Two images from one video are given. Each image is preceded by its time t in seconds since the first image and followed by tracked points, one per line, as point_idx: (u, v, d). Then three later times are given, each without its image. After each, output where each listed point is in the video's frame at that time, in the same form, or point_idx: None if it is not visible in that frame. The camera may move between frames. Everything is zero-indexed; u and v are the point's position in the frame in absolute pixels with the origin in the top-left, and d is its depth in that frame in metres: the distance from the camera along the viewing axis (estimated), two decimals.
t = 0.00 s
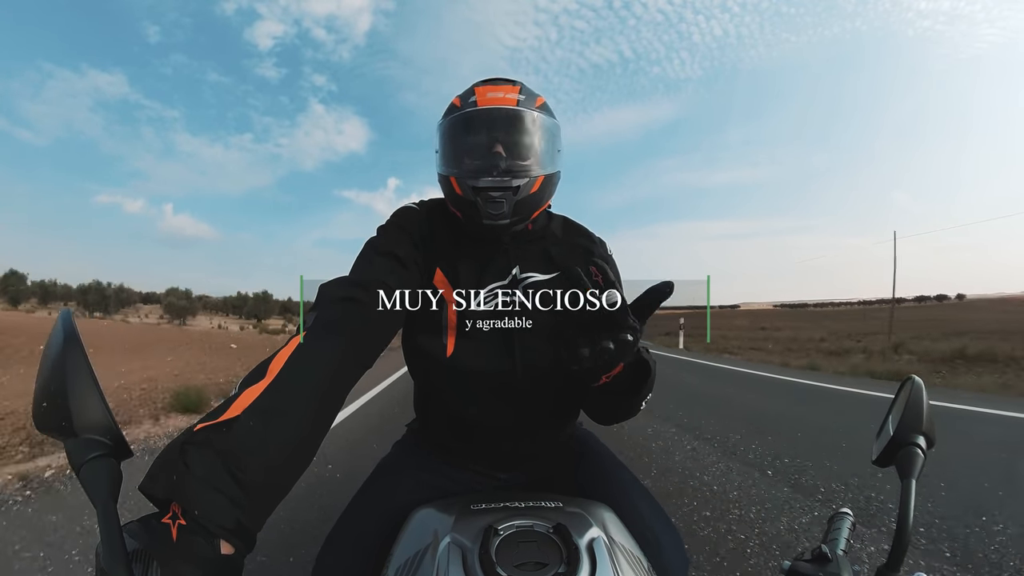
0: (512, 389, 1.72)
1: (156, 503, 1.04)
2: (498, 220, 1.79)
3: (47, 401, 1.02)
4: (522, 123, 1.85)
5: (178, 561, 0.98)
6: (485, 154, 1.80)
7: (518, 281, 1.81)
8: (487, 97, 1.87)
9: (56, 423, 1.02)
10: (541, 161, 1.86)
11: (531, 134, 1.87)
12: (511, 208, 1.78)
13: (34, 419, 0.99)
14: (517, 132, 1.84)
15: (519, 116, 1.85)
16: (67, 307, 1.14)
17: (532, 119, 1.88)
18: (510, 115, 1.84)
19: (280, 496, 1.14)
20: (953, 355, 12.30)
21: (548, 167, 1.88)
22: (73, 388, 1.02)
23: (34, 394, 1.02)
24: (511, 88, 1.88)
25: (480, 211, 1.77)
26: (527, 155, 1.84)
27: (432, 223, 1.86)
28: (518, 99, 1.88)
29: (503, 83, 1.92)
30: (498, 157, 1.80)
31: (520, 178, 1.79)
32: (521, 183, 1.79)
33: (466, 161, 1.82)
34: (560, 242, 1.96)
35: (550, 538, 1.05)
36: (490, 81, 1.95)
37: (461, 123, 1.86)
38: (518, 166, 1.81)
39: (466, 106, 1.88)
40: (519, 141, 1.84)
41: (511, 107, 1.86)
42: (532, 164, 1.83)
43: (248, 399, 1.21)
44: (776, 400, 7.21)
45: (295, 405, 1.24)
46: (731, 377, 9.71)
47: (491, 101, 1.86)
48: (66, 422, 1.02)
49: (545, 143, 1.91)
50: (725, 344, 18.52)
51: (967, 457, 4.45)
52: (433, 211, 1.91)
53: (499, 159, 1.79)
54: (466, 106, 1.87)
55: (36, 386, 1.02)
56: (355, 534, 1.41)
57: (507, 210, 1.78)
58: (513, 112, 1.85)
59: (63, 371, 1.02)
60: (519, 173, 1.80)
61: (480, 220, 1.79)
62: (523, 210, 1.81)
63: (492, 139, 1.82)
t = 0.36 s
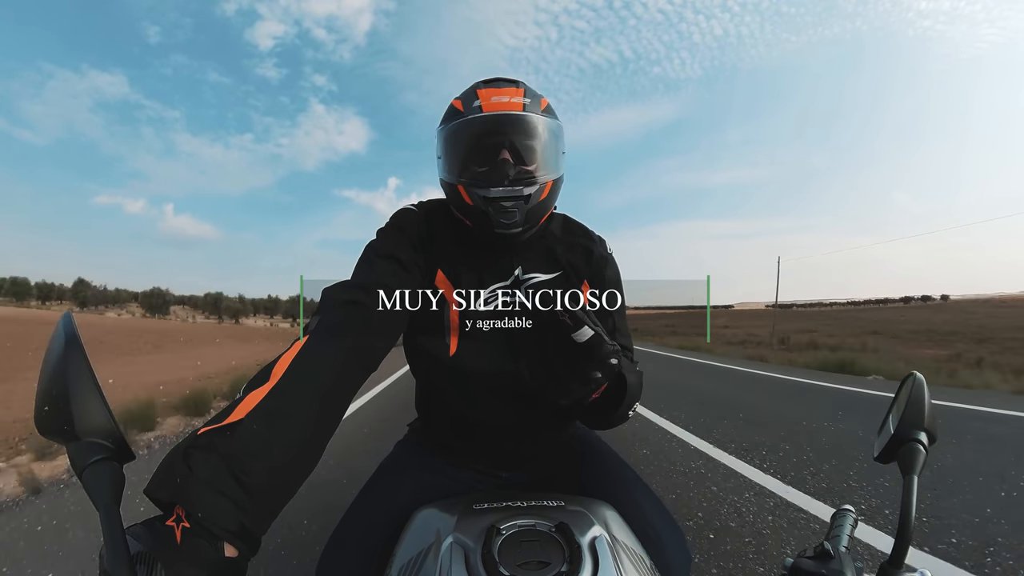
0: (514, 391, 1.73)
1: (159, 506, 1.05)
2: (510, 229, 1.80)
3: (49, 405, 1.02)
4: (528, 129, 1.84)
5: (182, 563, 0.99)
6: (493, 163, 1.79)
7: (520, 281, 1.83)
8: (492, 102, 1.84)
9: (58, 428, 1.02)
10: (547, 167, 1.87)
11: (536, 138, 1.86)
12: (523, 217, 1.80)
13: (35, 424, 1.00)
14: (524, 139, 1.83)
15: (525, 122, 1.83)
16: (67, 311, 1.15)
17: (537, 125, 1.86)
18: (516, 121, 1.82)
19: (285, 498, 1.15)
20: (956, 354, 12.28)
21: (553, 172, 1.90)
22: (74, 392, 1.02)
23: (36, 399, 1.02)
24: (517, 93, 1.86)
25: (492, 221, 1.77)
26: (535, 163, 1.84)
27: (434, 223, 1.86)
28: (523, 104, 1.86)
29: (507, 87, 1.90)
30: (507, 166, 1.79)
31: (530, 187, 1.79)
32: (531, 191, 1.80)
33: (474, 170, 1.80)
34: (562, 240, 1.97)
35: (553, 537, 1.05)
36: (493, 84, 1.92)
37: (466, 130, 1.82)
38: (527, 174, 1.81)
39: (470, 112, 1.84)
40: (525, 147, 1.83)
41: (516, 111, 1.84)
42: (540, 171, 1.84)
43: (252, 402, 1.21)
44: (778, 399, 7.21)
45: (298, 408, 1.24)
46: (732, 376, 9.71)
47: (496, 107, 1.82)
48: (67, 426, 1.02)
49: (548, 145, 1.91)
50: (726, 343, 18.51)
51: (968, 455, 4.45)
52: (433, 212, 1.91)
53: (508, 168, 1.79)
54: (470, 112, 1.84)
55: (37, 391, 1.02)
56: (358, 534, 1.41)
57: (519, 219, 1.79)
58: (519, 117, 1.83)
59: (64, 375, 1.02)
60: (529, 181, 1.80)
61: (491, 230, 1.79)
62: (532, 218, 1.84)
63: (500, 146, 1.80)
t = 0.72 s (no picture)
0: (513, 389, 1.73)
1: (159, 507, 1.05)
2: (530, 205, 1.79)
3: (50, 406, 1.02)
4: (540, 117, 1.89)
5: (183, 564, 0.99)
6: (510, 144, 1.81)
7: (519, 278, 1.84)
8: (508, 91, 1.89)
9: (59, 429, 1.03)
10: (558, 153, 1.91)
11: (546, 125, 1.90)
12: (542, 192, 1.80)
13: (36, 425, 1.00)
14: (536, 125, 1.87)
15: (538, 110, 1.88)
16: (67, 313, 1.14)
17: (548, 115, 1.92)
18: (530, 109, 1.87)
19: (285, 496, 1.15)
20: (957, 354, 12.26)
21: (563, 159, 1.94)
22: (75, 393, 1.02)
23: (37, 400, 1.02)
24: (529, 85, 1.92)
25: (513, 196, 1.76)
26: (548, 146, 1.87)
27: (433, 222, 1.86)
28: (535, 96, 1.92)
29: (518, 81, 1.96)
30: (524, 146, 1.81)
31: (548, 164, 1.81)
32: (549, 169, 1.81)
33: (491, 151, 1.80)
34: (560, 236, 1.98)
35: (554, 538, 1.05)
36: (502, 79, 1.97)
37: (481, 116, 1.84)
38: (543, 154, 1.83)
39: (485, 99, 1.87)
40: (539, 131, 1.87)
41: (529, 101, 1.90)
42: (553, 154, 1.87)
43: (249, 401, 1.21)
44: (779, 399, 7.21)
45: (296, 406, 1.24)
46: (732, 376, 9.72)
47: (512, 96, 1.87)
48: (69, 427, 1.02)
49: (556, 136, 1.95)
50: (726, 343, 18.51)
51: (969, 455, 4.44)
52: (433, 211, 1.91)
53: (525, 148, 1.81)
54: (486, 99, 1.87)
55: (38, 392, 1.02)
56: (359, 535, 1.41)
57: (539, 194, 1.79)
58: (531, 106, 1.88)
59: (65, 375, 1.02)
60: (545, 160, 1.82)
61: (511, 206, 1.78)
62: (549, 196, 1.84)
63: (515, 130, 1.83)
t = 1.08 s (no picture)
0: (515, 389, 1.73)
1: (161, 505, 1.04)
2: (510, 213, 1.80)
3: (51, 404, 1.02)
4: (530, 118, 1.86)
5: (183, 561, 0.98)
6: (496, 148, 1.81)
7: (519, 279, 1.82)
8: (498, 93, 1.87)
9: (60, 427, 1.02)
10: (550, 156, 1.89)
11: (538, 127, 1.87)
12: (523, 201, 1.80)
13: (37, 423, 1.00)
14: (525, 127, 1.85)
15: (529, 112, 1.86)
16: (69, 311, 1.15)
17: (540, 115, 1.89)
18: (520, 110, 1.85)
19: (285, 496, 1.15)
20: (960, 353, 12.24)
21: (555, 162, 1.91)
22: (76, 391, 1.02)
23: (38, 398, 1.02)
24: (522, 85, 1.90)
25: (492, 204, 1.77)
26: (537, 150, 1.85)
27: (433, 222, 1.86)
28: (528, 96, 1.90)
29: (512, 80, 1.94)
30: (509, 151, 1.81)
31: (532, 171, 1.80)
32: (532, 176, 1.81)
33: (476, 155, 1.81)
34: (562, 237, 1.97)
35: (554, 537, 1.05)
36: (498, 79, 1.97)
37: (470, 118, 1.85)
38: (529, 160, 1.82)
39: (475, 101, 1.87)
40: (528, 135, 1.85)
41: (521, 102, 1.87)
42: (542, 158, 1.85)
43: (250, 401, 1.21)
44: (780, 399, 7.20)
45: (297, 406, 1.24)
46: (733, 376, 9.72)
47: (501, 97, 1.86)
48: (69, 425, 1.02)
49: (551, 138, 1.92)
50: (727, 343, 18.52)
51: (970, 455, 4.44)
52: (432, 212, 1.91)
53: (510, 153, 1.81)
54: (476, 101, 1.87)
55: (39, 390, 1.02)
56: (359, 534, 1.41)
57: (519, 203, 1.79)
58: (523, 107, 1.86)
59: (66, 373, 1.02)
60: (531, 166, 1.81)
61: (491, 213, 1.79)
62: (533, 204, 1.84)
63: (503, 134, 1.82)
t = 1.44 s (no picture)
0: (516, 390, 1.73)
1: (157, 502, 1.04)
2: (498, 198, 1.77)
3: (49, 398, 1.02)
4: (524, 109, 1.86)
5: (179, 558, 0.97)
6: (487, 136, 1.81)
7: (522, 279, 1.82)
8: (493, 87, 1.89)
9: (58, 421, 1.02)
10: (542, 145, 1.86)
11: (531, 118, 1.86)
12: (511, 185, 1.77)
13: (34, 417, 0.99)
14: (518, 118, 1.84)
15: (521, 103, 1.86)
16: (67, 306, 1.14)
17: (534, 107, 1.88)
18: (512, 101, 1.85)
19: (282, 495, 1.14)
20: (960, 353, 12.21)
21: (549, 152, 1.88)
22: (74, 385, 1.01)
23: (36, 392, 1.02)
24: (516, 79, 1.91)
25: (479, 188, 1.76)
26: (528, 138, 1.83)
27: (435, 221, 1.86)
28: (522, 90, 1.90)
29: (510, 77, 1.96)
30: (499, 138, 1.81)
31: (520, 158, 1.79)
32: (521, 162, 1.78)
33: (468, 145, 1.83)
34: (564, 237, 1.96)
35: (552, 538, 1.05)
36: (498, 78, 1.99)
37: (464, 111, 1.87)
38: (518, 147, 1.81)
39: (471, 96, 1.90)
40: (520, 124, 1.84)
41: (515, 95, 1.88)
42: (533, 147, 1.83)
43: (249, 399, 1.21)
44: (779, 398, 7.21)
45: (296, 405, 1.24)
46: (733, 375, 9.74)
47: (496, 91, 1.88)
48: (67, 420, 1.02)
49: (546, 131, 1.90)
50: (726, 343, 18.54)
51: (969, 453, 4.44)
52: (436, 210, 1.91)
53: (499, 140, 1.80)
54: (471, 95, 1.90)
55: (37, 384, 1.02)
56: (356, 532, 1.40)
57: (506, 187, 1.77)
58: (515, 99, 1.86)
59: (65, 367, 1.02)
60: (520, 153, 1.80)
61: (479, 199, 1.78)
62: (523, 190, 1.80)
63: (495, 124, 1.83)
